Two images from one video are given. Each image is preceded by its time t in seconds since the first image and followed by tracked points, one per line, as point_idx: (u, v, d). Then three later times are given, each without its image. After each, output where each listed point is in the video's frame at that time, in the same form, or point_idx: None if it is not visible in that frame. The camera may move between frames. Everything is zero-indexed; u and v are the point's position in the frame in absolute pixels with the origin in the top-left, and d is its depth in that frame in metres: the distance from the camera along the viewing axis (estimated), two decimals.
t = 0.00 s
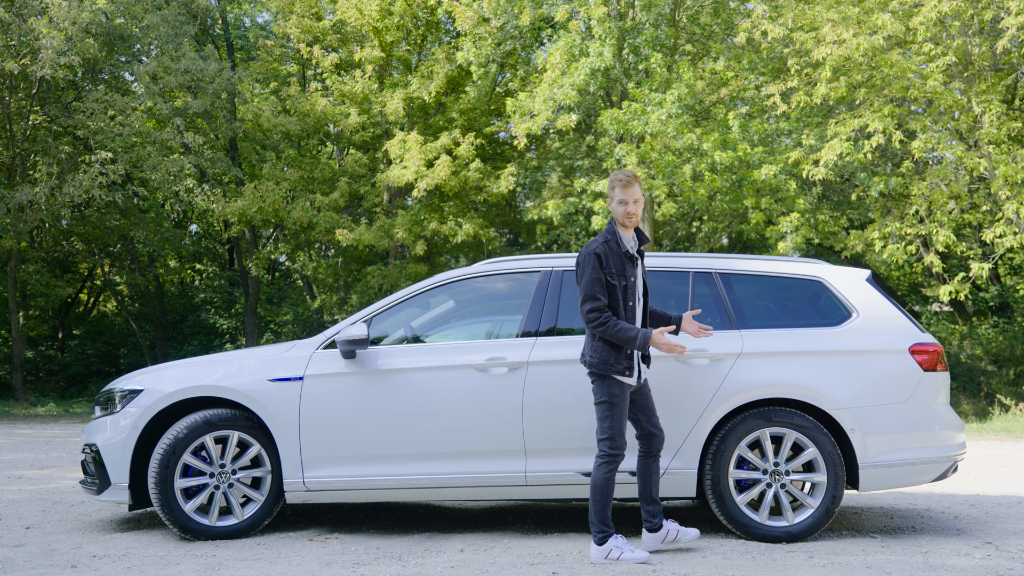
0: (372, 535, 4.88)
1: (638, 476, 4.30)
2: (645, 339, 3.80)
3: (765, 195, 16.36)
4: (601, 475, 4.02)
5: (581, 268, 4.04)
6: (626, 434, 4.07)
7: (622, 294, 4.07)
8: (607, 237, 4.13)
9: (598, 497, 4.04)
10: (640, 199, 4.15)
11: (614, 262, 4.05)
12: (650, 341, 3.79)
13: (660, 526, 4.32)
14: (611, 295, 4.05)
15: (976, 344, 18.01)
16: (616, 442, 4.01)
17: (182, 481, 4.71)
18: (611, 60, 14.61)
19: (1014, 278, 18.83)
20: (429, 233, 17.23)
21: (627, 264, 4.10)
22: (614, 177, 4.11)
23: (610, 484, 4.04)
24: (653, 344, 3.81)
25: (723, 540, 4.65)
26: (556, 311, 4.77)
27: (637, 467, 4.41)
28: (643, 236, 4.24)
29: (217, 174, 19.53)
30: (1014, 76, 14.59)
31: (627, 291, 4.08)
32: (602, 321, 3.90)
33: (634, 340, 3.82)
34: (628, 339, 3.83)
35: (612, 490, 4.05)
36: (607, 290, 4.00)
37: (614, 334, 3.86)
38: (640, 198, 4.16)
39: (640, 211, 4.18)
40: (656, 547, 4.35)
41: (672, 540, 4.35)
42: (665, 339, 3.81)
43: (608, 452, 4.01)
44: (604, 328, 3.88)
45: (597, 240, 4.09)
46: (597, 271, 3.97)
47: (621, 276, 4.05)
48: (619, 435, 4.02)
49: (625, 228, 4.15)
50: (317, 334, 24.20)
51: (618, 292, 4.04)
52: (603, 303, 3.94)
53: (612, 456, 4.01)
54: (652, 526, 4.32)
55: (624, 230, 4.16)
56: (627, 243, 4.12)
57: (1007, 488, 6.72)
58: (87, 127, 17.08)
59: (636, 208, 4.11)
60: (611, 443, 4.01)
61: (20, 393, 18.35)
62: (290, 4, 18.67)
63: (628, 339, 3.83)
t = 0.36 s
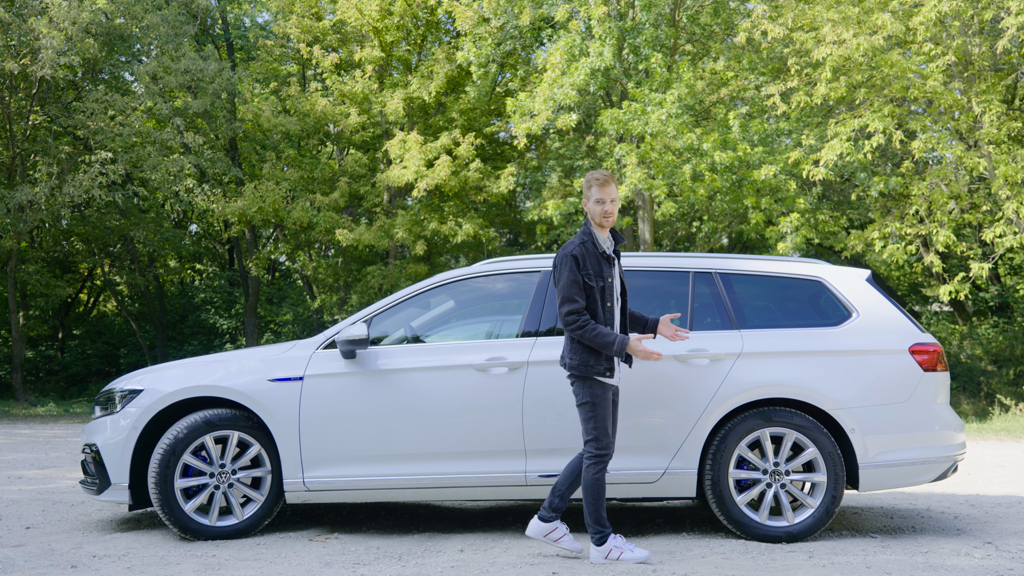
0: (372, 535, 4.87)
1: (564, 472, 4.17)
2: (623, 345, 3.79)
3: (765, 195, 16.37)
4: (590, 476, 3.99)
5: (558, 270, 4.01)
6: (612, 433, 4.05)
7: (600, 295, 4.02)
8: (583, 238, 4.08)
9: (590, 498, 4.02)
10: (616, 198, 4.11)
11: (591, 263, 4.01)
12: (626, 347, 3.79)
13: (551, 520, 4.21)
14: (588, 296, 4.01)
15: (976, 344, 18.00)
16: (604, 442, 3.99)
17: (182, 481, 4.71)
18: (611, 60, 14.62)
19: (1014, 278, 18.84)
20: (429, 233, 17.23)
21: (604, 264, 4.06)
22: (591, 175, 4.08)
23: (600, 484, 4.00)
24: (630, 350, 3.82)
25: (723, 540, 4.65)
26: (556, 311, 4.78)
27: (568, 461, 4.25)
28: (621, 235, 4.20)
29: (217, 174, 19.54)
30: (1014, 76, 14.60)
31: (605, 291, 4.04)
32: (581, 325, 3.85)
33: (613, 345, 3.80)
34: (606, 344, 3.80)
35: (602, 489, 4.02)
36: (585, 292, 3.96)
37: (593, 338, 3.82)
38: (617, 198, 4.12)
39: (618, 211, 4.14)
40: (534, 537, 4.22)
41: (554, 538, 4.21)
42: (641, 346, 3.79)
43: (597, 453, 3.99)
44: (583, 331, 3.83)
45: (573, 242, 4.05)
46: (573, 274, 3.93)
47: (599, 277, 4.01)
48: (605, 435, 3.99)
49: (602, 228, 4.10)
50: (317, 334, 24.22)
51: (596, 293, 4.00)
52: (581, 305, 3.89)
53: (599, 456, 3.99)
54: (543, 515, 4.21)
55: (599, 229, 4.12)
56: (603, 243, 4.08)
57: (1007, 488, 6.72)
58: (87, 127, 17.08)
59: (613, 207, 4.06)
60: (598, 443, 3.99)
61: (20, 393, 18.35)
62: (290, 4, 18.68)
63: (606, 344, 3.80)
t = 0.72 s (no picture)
0: (372, 535, 4.87)
1: (526, 482, 4.08)
2: (608, 323, 3.89)
3: (765, 195, 16.38)
4: (579, 478, 3.98)
5: (529, 271, 4.03)
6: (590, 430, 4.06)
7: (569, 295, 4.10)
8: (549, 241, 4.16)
9: (583, 500, 4.00)
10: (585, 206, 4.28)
11: (560, 264, 4.10)
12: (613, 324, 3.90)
13: (517, 534, 4.12)
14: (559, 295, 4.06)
15: (976, 344, 17.99)
16: (587, 441, 3.98)
17: (182, 481, 4.71)
18: (611, 60, 14.62)
19: (1014, 278, 18.85)
20: (429, 233, 17.23)
21: (571, 265, 4.16)
22: (564, 181, 4.23)
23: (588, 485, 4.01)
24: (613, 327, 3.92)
25: (723, 541, 4.65)
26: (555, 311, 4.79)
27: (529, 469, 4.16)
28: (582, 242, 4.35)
29: (217, 174, 19.54)
30: (1014, 76, 14.60)
31: (574, 291, 4.13)
32: (564, 318, 3.88)
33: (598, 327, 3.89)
34: (593, 325, 3.88)
35: (591, 488, 4.03)
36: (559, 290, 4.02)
37: (579, 326, 3.88)
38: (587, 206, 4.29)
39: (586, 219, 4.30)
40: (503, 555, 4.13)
41: (524, 552, 4.12)
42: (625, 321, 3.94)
43: (581, 453, 3.98)
44: (568, 323, 3.87)
45: (541, 244, 4.11)
46: (548, 272, 3.98)
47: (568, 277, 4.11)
48: (588, 435, 3.99)
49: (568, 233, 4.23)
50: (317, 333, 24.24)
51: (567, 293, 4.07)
52: (560, 301, 3.93)
53: (585, 456, 3.98)
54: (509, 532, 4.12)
55: (565, 234, 4.23)
56: (570, 247, 4.18)
57: (1007, 488, 6.72)
58: (87, 127, 17.08)
59: (586, 214, 4.24)
60: (582, 444, 3.98)
61: (20, 393, 18.35)
62: (290, 4, 18.68)
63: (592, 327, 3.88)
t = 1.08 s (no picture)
0: (372, 535, 4.87)
1: (506, 482, 4.09)
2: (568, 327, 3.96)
3: (764, 195, 16.39)
4: (549, 467, 3.96)
5: (493, 262, 4.02)
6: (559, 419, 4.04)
7: (534, 288, 4.11)
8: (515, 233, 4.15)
9: (553, 490, 3.98)
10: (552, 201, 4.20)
11: (527, 257, 4.09)
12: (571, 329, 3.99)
13: (514, 538, 4.10)
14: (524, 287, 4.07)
15: (976, 344, 17.98)
16: (557, 431, 3.96)
17: (182, 481, 4.71)
18: (611, 60, 14.62)
19: (1014, 278, 18.86)
20: (429, 233, 17.23)
21: (538, 258, 4.15)
22: (530, 176, 4.16)
23: (557, 476, 3.98)
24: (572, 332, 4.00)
25: (723, 540, 4.65)
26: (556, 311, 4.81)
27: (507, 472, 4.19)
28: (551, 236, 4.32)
29: (217, 174, 19.54)
30: (1015, 76, 14.59)
31: (539, 284, 4.14)
32: (529, 311, 3.91)
33: (559, 328, 3.94)
34: (554, 326, 3.93)
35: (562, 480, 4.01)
36: (524, 282, 4.03)
37: (542, 321, 3.91)
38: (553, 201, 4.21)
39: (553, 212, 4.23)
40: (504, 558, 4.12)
41: (523, 554, 4.11)
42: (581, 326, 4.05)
43: (553, 444, 3.95)
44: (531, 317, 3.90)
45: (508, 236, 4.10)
46: (513, 262, 3.98)
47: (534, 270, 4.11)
48: (557, 424, 3.98)
49: (534, 227, 4.18)
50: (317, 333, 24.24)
51: (532, 285, 4.08)
52: (525, 293, 3.95)
53: (556, 446, 3.96)
54: (505, 536, 4.10)
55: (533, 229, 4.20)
56: (537, 240, 4.17)
57: (1007, 488, 6.72)
58: (87, 127, 17.08)
59: (550, 208, 4.15)
60: (552, 434, 3.95)
61: (20, 393, 18.35)
62: (290, 4, 18.69)
63: (554, 327, 3.93)
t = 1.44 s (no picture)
0: (372, 535, 4.87)
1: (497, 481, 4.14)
2: (542, 328, 3.90)
3: (764, 195, 16.39)
4: (494, 463, 3.95)
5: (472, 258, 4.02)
6: (525, 426, 4.04)
7: (513, 286, 4.08)
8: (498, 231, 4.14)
9: (485, 485, 3.97)
10: (534, 197, 4.16)
11: (507, 254, 4.07)
12: (546, 330, 3.92)
13: (513, 538, 4.09)
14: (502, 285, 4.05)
15: (976, 344, 17.99)
16: (516, 434, 3.96)
17: (182, 481, 4.71)
18: (611, 60, 14.62)
19: (1014, 278, 18.88)
20: (429, 233, 17.24)
21: (519, 256, 4.12)
22: (511, 172, 4.13)
23: (499, 475, 3.95)
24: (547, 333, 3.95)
25: (723, 540, 4.65)
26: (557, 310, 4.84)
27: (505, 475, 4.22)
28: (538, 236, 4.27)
29: (217, 174, 19.53)
30: (1014, 76, 14.60)
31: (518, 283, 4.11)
32: (501, 308, 3.89)
33: (533, 329, 3.90)
34: (526, 327, 3.90)
35: (501, 481, 3.98)
36: (500, 280, 4.01)
37: (514, 319, 3.89)
38: (535, 199, 4.17)
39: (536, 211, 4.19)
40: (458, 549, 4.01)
41: (524, 555, 4.11)
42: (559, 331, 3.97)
43: (507, 446, 3.95)
44: (504, 314, 3.88)
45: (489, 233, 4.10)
46: (490, 259, 3.97)
47: (513, 268, 4.08)
48: (518, 428, 3.97)
49: (517, 224, 4.16)
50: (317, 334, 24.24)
51: (510, 283, 4.05)
52: (499, 291, 3.95)
53: (512, 449, 3.96)
54: (504, 535, 4.09)
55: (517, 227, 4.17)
56: (520, 238, 4.14)
57: (1007, 488, 6.72)
58: (87, 127, 17.09)
59: (530, 206, 4.12)
60: (510, 436, 3.96)
61: (20, 393, 18.35)
62: (290, 4, 18.68)
63: (527, 327, 3.89)
